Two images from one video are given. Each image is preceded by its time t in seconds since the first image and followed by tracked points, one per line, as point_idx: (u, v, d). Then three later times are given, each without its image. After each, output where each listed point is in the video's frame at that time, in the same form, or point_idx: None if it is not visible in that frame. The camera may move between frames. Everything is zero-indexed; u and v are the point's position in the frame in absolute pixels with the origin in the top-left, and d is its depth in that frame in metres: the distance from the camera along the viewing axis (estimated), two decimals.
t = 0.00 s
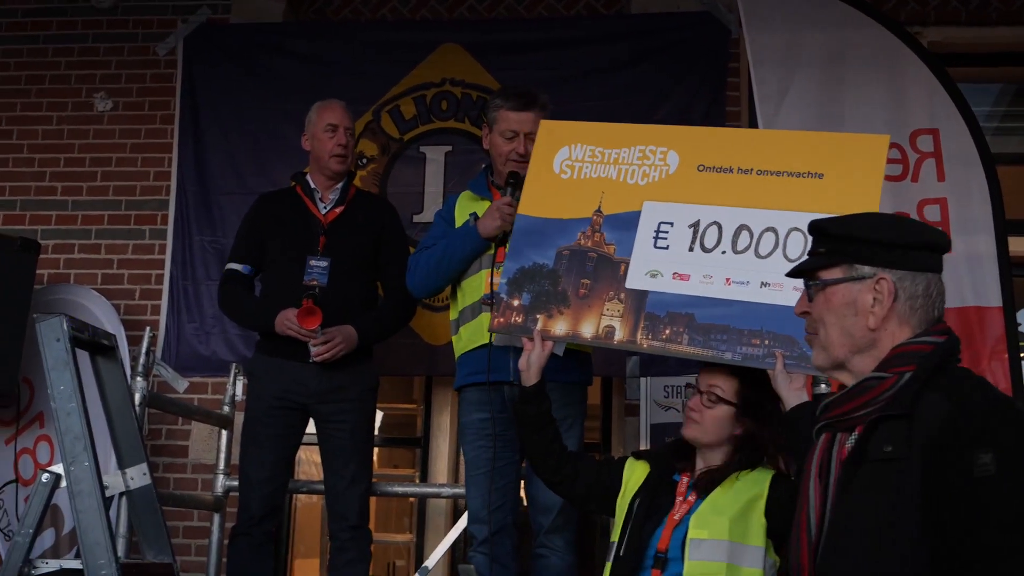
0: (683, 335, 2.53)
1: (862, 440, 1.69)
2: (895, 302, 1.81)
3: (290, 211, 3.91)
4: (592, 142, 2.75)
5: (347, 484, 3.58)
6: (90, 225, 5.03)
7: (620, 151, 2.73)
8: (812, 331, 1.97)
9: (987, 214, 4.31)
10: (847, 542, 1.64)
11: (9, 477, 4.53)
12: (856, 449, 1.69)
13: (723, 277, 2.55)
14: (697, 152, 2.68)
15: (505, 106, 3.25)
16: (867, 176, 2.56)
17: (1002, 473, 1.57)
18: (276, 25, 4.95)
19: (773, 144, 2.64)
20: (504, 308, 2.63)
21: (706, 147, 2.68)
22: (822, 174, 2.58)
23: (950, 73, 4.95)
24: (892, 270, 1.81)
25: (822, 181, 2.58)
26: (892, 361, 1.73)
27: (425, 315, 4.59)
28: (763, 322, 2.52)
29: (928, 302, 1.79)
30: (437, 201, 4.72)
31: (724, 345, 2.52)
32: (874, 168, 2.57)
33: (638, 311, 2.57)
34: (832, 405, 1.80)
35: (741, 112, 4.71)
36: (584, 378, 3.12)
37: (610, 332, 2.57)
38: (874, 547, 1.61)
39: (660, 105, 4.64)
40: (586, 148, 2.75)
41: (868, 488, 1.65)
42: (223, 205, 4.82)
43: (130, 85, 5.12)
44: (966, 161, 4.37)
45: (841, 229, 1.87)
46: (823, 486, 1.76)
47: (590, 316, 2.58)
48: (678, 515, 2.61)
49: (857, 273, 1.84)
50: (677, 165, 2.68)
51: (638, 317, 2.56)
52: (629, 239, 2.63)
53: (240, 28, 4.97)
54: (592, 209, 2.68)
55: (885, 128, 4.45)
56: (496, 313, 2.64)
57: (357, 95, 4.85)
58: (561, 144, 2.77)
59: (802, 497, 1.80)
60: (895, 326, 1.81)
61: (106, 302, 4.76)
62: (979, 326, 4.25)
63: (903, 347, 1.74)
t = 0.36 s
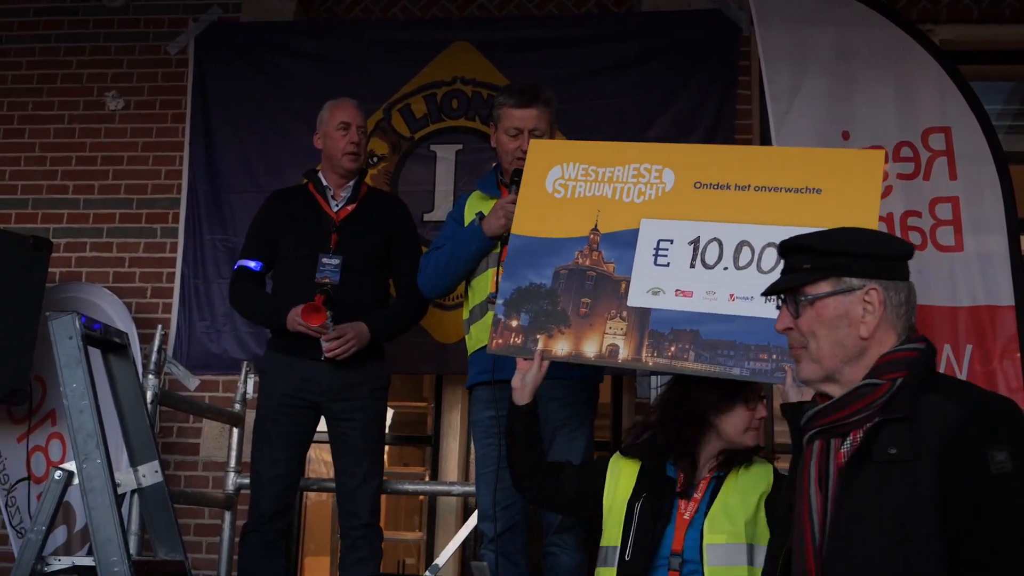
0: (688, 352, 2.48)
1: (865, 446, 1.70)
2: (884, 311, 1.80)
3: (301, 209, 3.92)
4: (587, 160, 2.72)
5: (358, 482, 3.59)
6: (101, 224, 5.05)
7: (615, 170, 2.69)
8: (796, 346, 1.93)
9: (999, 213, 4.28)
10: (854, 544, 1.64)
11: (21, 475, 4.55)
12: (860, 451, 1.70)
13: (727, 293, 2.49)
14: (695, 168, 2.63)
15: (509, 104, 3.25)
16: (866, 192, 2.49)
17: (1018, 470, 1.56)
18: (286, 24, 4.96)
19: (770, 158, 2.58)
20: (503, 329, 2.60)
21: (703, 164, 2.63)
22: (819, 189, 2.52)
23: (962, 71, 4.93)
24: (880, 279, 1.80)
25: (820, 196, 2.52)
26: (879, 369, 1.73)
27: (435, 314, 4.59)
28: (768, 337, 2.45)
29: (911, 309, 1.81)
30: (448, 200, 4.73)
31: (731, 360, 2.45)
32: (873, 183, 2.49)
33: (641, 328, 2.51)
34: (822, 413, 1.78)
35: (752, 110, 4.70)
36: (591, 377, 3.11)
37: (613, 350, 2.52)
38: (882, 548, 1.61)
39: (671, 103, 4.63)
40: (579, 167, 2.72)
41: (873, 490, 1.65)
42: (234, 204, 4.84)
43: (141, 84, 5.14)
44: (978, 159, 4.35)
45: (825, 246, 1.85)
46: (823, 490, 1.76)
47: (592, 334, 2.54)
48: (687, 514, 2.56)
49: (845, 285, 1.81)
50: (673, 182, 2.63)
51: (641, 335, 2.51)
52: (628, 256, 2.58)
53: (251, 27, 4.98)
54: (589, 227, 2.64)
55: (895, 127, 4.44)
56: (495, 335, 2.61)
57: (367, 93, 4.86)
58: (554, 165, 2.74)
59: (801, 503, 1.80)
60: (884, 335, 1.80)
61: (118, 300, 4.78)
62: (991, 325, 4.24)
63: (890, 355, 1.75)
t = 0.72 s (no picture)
0: (697, 356, 2.40)
1: (891, 450, 1.82)
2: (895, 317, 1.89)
3: (317, 207, 3.92)
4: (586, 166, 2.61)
5: (375, 479, 3.60)
6: (117, 223, 5.07)
7: (615, 175, 2.58)
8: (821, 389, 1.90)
9: (1016, 205, 4.26)
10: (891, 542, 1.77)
11: (40, 474, 4.58)
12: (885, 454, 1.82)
13: (734, 298, 2.42)
14: (697, 173, 2.54)
15: (520, 100, 3.25)
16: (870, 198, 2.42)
17: None
18: (299, 23, 4.97)
19: (773, 164, 2.50)
20: (504, 333, 2.50)
21: (705, 169, 2.54)
22: (822, 197, 2.45)
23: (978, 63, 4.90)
24: (885, 290, 1.88)
25: (823, 205, 2.44)
26: (894, 378, 1.86)
27: (451, 311, 4.59)
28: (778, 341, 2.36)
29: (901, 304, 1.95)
30: (462, 197, 4.74)
31: (741, 364, 2.36)
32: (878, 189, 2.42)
33: (648, 333, 2.45)
34: (840, 422, 1.89)
35: (765, 104, 4.69)
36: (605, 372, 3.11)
37: (621, 355, 2.44)
38: (916, 547, 1.74)
39: (684, 98, 4.62)
40: (579, 172, 2.61)
41: (905, 490, 1.78)
42: (248, 203, 4.85)
43: (156, 84, 5.16)
44: (994, 151, 4.33)
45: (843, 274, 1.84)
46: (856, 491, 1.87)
47: (598, 338, 2.45)
48: (710, 508, 2.33)
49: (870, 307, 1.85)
50: (676, 188, 2.53)
51: (648, 339, 2.44)
52: (633, 261, 2.49)
53: (264, 25, 5.00)
54: (591, 232, 2.54)
55: (911, 119, 4.40)
56: (496, 338, 2.50)
57: (381, 91, 4.86)
58: (553, 170, 2.63)
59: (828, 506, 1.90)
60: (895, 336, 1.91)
61: (134, 299, 4.80)
62: (1007, 318, 4.22)
63: (898, 363, 1.88)
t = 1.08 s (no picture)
0: (717, 350, 2.35)
1: (901, 452, 1.86)
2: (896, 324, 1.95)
3: (320, 204, 3.92)
4: (608, 154, 2.53)
5: (377, 477, 3.60)
6: (119, 221, 5.08)
7: (635, 162, 2.50)
8: (832, 401, 1.93)
9: (1019, 201, 4.25)
10: (903, 542, 1.81)
11: (43, 471, 4.58)
12: (894, 457, 1.87)
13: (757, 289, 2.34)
14: (719, 157, 2.45)
15: (518, 91, 3.32)
16: (898, 182, 2.33)
17: None
18: (301, 21, 4.97)
19: (797, 146, 2.41)
20: (528, 328, 2.45)
21: (728, 153, 2.45)
22: (846, 181, 2.36)
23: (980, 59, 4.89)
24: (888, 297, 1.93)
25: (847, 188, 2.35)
26: (896, 384, 1.93)
27: (453, 309, 4.59)
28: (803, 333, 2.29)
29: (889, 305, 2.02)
30: (464, 194, 4.74)
31: (761, 359, 2.32)
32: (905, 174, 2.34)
33: (670, 327, 2.38)
34: (852, 428, 1.91)
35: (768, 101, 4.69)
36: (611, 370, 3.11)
37: (642, 349, 2.39)
38: (927, 546, 1.79)
39: (687, 95, 4.62)
40: (600, 159, 2.53)
41: (915, 490, 1.83)
42: (251, 200, 4.85)
43: (158, 81, 5.16)
44: (997, 147, 4.32)
45: (862, 289, 1.85)
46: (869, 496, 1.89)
47: (620, 333, 2.40)
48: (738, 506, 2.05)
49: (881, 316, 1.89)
50: (696, 175, 2.46)
51: (670, 333, 2.38)
52: (653, 253, 2.42)
53: (267, 23, 5.00)
54: (612, 222, 2.47)
55: (913, 115, 4.41)
56: (520, 333, 2.45)
57: (383, 89, 4.86)
58: (574, 156, 2.55)
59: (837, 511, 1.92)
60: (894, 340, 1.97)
61: (136, 297, 4.80)
62: (1010, 314, 4.20)
63: (897, 369, 1.95)
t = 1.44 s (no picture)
0: (774, 346, 2.45)
1: (889, 444, 1.88)
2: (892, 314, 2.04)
3: (321, 204, 3.92)
4: (630, 161, 2.63)
5: (377, 476, 3.60)
6: (119, 221, 5.08)
7: (662, 167, 2.60)
8: (820, 355, 1.97)
9: (1018, 197, 4.26)
10: (894, 534, 1.82)
11: (43, 471, 4.58)
12: (882, 448, 1.88)
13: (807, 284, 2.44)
14: (745, 154, 2.52)
15: (517, 88, 3.38)
16: (926, 155, 2.36)
17: None
18: (300, 20, 4.97)
19: (816, 134, 2.46)
20: (578, 350, 2.61)
21: (753, 148, 2.51)
22: (878, 160, 2.40)
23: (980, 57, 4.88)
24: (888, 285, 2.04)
25: (880, 167, 2.39)
26: (889, 371, 1.94)
27: (453, 307, 4.60)
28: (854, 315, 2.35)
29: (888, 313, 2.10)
30: (464, 193, 4.73)
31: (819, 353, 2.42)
32: (933, 145, 2.36)
33: (721, 329, 2.48)
34: (842, 418, 1.91)
35: (768, 99, 4.69)
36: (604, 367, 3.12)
37: (698, 355, 2.50)
38: (917, 538, 1.80)
39: (686, 94, 4.61)
40: (625, 169, 2.64)
41: (904, 482, 1.84)
42: (251, 199, 4.85)
43: (158, 81, 5.16)
44: (996, 145, 4.32)
45: (867, 244, 1.99)
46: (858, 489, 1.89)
47: (673, 342, 2.52)
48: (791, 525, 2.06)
49: (878, 287, 1.99)
50: (725, 172, 2.53)
51: (722, 336, 2.48)
52: (693, 256, 2.52)
53: (266, 23, 5.00)
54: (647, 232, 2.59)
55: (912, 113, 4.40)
56: (571, 356, 2.62)
57: (382, 88, 4.86)
58: (600, 168, 2.67)
59: (825, 506, 1.92)
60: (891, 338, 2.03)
61: (136, 296, 4.81)
62: (1009, 311, 4.21)
63: (886, 362, 1.96)
